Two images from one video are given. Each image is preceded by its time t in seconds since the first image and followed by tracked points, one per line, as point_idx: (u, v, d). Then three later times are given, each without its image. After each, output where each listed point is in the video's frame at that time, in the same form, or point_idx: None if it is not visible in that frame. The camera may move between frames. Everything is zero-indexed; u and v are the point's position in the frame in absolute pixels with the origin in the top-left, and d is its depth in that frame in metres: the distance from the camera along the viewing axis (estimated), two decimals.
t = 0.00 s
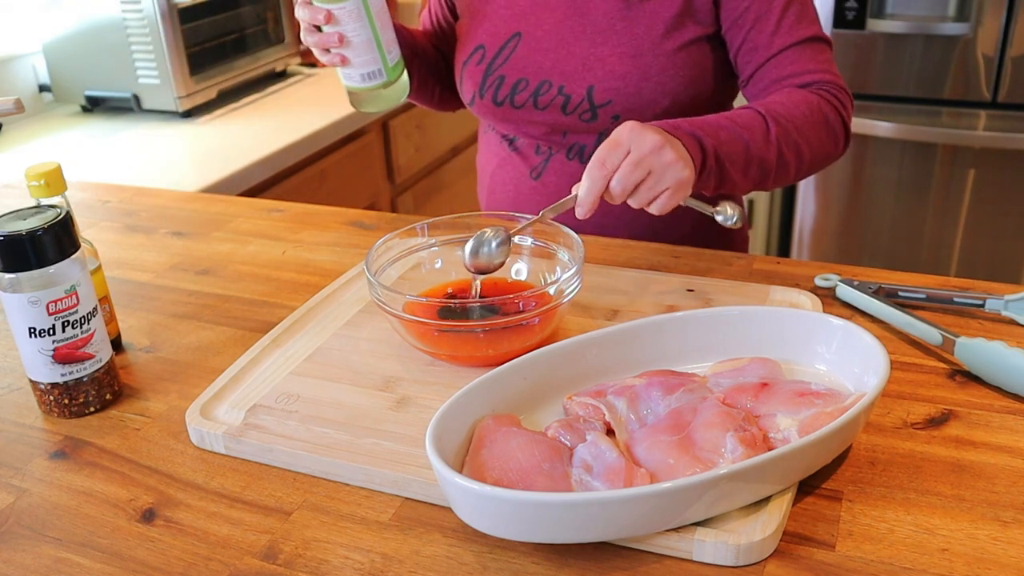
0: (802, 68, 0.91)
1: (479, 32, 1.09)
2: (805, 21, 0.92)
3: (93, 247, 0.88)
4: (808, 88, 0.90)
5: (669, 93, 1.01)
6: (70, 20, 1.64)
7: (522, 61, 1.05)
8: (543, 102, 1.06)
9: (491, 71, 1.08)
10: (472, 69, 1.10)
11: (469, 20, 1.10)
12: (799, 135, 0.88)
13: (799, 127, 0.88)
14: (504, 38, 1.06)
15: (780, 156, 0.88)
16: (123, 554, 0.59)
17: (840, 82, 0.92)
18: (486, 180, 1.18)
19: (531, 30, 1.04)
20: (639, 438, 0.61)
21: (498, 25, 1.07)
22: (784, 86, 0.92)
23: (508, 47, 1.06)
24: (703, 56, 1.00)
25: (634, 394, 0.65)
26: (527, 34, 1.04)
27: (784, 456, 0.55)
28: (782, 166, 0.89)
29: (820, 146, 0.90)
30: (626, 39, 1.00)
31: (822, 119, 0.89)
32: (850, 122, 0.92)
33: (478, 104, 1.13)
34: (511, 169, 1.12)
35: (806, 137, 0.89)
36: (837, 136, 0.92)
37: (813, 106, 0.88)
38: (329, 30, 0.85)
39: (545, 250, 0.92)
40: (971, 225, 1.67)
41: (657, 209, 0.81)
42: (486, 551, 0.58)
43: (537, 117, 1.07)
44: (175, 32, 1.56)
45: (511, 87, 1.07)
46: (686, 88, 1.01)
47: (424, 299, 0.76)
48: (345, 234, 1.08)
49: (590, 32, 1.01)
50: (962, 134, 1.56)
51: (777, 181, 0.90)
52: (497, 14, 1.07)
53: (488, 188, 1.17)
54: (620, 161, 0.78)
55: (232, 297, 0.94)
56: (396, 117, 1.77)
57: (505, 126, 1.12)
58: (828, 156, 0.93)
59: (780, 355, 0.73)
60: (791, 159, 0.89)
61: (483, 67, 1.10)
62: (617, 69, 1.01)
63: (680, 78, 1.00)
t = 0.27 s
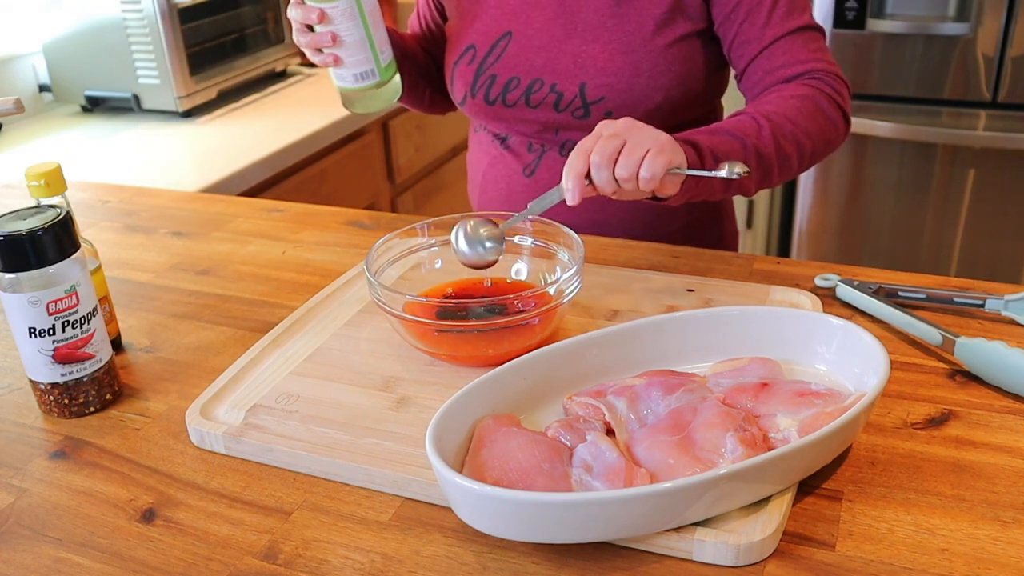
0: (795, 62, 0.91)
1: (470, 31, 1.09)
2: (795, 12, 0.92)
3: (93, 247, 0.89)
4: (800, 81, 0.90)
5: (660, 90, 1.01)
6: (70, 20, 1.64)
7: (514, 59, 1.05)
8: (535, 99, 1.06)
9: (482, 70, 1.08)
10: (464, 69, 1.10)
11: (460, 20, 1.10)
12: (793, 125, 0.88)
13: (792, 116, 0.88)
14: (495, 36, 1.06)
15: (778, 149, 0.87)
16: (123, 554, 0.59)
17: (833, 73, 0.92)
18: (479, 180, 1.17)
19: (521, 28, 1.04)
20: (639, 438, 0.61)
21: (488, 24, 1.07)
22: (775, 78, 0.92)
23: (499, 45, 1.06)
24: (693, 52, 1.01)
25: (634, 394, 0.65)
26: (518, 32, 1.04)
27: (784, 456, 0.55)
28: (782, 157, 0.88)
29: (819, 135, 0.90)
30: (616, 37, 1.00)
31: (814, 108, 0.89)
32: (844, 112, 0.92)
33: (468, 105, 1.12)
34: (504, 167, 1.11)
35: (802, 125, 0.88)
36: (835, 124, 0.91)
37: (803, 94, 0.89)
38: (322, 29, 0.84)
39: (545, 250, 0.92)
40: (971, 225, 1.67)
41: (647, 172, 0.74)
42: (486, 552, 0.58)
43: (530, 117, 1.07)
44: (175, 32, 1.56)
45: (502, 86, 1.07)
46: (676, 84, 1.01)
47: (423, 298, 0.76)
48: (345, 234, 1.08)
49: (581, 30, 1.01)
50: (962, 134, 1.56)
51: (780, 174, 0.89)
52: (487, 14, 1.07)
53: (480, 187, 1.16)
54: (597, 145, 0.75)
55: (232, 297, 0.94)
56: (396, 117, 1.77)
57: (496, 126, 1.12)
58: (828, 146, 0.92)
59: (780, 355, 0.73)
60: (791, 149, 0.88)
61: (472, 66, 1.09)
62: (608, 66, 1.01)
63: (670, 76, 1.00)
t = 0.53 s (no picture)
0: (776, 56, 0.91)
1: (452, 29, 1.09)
2: (774, 7, 0.92)
3: (93, 247, 0.89)
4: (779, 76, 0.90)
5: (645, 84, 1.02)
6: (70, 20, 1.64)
7: (500, 56, 1.05)
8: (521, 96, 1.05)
9: (466, 69, 1.08)
10: (448, 68, 1.10)
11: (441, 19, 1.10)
12: (779, 117, 0.87)
13: (777, 108, 0.87)
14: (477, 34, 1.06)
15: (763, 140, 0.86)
16: (123, 554, 0.59)
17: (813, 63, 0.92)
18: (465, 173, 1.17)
19: (505, 27, 1.04)
20: (639, 438, 0.61)
21: (472, 24, 1.06)
22: (755, 74, 0.91)
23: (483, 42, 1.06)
24: (675, 48, 1.01)
25: (634, 394, 0.65)
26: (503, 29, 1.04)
27: (784, 456, 0.55)
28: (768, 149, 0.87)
29: (804, 127, 0.90)
30: (602, 32, 1.00)
31: (799, 100, 0.88)
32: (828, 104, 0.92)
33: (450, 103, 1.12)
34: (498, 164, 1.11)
35: (787, 117, 0.88)
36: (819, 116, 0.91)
37: (787, 87, 0.88)
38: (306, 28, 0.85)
39: (545, 251, 0.92)
40: (971, 225, 1.67)
41: (648, 149, 0.73)
42: (486, 552, 0.58)
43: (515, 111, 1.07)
44: (174, 32, 1.55)
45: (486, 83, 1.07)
46: (659, 80, 1.01)
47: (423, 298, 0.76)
48: (346, 234, 1.08)
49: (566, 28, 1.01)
50: (962, 134, 1.56)
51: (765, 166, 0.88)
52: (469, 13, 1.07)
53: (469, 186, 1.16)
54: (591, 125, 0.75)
55: (233, 297, 0.94)
56: (396, 117, 1.77)
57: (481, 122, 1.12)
58: (813, 138, 0.92)
59: (780, 355, 0.73)
60: (777, 142, 0.88)
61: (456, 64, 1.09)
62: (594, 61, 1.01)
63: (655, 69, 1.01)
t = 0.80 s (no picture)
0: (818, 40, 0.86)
1: (485, 30, 1.13)
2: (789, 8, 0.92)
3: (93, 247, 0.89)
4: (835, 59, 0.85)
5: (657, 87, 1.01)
6: (70, 20, 1.64)
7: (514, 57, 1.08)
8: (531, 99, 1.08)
9: (490, 70, 1.11)
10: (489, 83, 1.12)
11: (477, 20, 1.14)
12: (877, 85, 0.79)
13: (876, 75, 0.79)
14: (499, 34, 1.09)
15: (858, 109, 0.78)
16: (123, 554, 0.59)
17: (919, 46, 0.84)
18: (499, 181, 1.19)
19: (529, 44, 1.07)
20: (639, 438, 0.61)
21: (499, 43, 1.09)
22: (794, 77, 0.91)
23: (500, 43, 1.09)
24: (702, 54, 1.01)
25: (634, 394, 0.65)
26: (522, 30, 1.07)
27: (784, 456, 0.55)
28: (858, 119, 0.79)
29: (906, 106, 0.80)
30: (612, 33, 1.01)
31: (902, 74, 0.80)
32: (941, 99, 0.84)
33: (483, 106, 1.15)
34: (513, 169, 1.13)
35: (886, 89, 0.79)
36: (930, 106, 0.82)
37: (890, 58, 0.80)
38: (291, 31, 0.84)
39: (546, 250, 0.92)
40: (971, 225, 1.68)
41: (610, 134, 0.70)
42: (486, 552, 0.58)
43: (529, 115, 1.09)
44: (174, 32, 1.56)
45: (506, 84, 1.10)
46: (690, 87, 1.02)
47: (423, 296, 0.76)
48: (346, 234, 1.08)
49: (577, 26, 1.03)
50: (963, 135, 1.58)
51: (853, 145, 0.80)
52: (495, 13, 1.10)
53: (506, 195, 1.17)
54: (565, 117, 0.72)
55: (233, 297, 0.94)
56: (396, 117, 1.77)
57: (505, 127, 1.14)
58: (921, 134, 0.82)
59: (780, 355, 0.73)
60: (869, 112, 0.79)
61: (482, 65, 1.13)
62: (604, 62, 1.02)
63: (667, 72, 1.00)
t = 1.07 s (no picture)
0: (818, 38, 0.86)
1: (483, 27, 1.13)
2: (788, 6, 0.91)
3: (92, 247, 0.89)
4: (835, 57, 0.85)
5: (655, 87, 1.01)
6: (70, 20, 1.64)
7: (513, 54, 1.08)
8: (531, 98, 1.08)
9: (488, 67, 1.11)
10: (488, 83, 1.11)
11: (474, 17, 1.14)
12: (872, 92, 0.78)
13: (870, 81, 0.79)
14: (497, 32, 1.09)
15: (852, 120, 0.78)
16: (123, 554, 0.59)
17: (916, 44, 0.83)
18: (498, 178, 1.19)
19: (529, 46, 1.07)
20: (638, 438, 0.61)
21: (496, 43, 1.10)
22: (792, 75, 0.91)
23: (498, 40, 1.09)
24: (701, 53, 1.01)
25: (634, 394, 0.65)
26: (519, 28, 1.07)
27: (784, 456, 0.55)
28: (855, 128, 0.78)
29: (904, 111, 0.80)
30: (612, 31, 1.01)
31: (898, 78, 0.80)
32: (940, 100, 0.84)
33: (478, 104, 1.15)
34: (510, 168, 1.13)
35: (882, 95, 0.79)
36: (928, 108, 0.82)
37: (884, 62, 0.80)
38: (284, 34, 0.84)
39: (546, 250, 0.92)
40: (971, 225, 1.68)
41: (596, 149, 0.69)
42: (486, 552, 0.58)
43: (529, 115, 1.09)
44: (174, 32, 1.56)
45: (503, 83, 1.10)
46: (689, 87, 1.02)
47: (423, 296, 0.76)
48: (346, 234, 1.08)
49: (576, 24, 1.03)
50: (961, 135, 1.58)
51: (852, 154, 0.79)
52: (493, 11, 1.10)
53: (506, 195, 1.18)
54: (560, 135, 0.71)
55: (233, 297, 0.94)
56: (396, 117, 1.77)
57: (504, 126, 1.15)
58: (920, 136, 0.82)
59: (780, 355, 0.73)
60: (865, 120, 0.78)
61: (480, 62, 1.13)
62: (602, 60, 1.02)
63: (666, 71, 1.00)
